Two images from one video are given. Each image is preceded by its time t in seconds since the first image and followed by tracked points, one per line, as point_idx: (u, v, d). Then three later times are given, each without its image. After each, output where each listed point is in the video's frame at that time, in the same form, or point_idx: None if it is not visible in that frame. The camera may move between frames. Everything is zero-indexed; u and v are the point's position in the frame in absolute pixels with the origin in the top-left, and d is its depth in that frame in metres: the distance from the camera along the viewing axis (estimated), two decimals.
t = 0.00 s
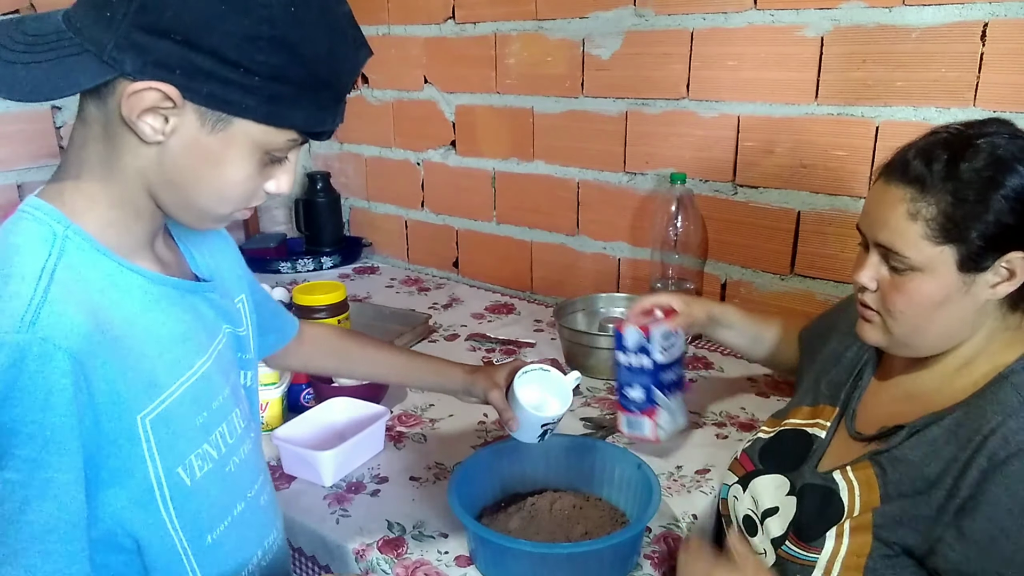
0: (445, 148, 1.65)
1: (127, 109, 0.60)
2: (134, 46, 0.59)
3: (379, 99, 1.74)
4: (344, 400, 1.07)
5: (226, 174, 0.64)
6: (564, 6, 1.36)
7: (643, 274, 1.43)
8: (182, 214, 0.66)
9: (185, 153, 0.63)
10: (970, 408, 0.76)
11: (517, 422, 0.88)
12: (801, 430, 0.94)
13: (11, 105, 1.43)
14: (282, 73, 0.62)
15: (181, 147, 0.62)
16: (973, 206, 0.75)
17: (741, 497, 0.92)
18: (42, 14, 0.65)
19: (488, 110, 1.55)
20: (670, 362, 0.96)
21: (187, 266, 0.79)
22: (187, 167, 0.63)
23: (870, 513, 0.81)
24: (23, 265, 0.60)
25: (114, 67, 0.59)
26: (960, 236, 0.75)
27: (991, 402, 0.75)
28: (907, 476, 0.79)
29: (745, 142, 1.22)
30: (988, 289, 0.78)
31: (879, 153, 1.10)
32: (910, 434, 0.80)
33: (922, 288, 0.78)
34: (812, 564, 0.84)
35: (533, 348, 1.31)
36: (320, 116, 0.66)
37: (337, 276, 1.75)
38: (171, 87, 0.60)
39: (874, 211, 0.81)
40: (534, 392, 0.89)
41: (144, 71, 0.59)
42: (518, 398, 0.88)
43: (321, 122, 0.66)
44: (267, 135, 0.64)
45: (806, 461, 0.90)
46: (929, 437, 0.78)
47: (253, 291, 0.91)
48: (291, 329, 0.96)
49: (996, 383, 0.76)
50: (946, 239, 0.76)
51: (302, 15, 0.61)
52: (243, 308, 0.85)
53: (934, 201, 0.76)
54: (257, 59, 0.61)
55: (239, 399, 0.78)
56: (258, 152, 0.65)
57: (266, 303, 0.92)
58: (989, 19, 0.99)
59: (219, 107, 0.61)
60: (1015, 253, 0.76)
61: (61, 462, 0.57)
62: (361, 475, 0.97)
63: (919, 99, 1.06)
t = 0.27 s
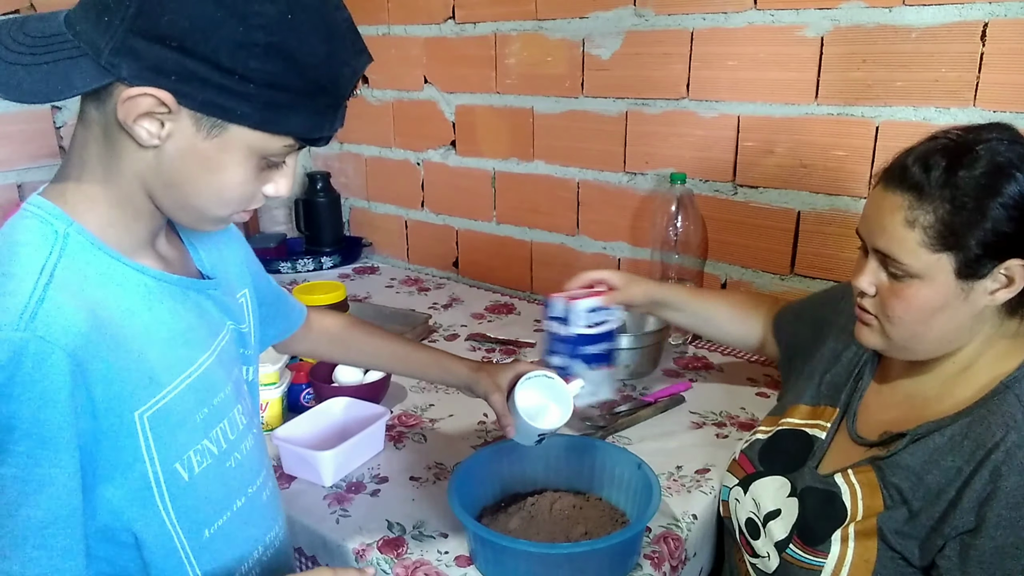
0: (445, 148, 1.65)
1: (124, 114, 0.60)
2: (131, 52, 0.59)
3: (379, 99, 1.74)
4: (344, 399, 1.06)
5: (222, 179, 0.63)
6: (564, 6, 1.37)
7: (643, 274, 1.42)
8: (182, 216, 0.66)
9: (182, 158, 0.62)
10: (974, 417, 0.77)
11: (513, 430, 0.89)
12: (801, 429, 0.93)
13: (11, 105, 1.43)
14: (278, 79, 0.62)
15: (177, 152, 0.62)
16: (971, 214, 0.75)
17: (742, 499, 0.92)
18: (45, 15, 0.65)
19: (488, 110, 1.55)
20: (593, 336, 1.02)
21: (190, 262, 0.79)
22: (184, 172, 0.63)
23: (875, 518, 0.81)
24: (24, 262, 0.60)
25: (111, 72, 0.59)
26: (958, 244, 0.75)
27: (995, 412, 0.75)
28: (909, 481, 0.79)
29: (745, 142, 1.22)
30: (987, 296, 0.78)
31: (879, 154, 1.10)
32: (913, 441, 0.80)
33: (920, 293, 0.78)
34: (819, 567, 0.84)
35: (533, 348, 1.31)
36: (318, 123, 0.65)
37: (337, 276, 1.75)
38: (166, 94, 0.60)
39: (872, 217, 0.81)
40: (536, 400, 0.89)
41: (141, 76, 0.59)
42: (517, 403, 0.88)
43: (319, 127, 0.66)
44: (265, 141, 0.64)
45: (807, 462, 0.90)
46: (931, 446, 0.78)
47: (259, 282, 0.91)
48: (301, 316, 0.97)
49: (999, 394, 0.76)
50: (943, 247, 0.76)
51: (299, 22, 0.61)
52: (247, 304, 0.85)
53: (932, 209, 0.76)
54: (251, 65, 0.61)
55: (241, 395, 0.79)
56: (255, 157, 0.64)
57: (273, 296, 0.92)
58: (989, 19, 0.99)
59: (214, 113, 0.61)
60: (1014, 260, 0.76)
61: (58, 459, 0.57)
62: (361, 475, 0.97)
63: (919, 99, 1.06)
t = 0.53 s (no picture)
0: (445, 148, 1.65)
1: (120, 118, 0.60)
2: (128, 56, 0.58)
3: (379, 99, 1.74)
4: (344, 399, 1.06)
5: (219, 183, 0.63)
6: (564, 6, 1.36)
7: (642, 274, 1.43)
8: (179, 218, 0.66)
9: (178, 161, 0.62)
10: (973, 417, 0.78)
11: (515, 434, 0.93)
12: (794, 427, 0.93)
13: (11, 105, 1.43)
14: (273, 87, 0.62)
15: (174, 156, 0.62)
16: (976, 215, 0.75)
17: (738, 497, 0.92)
18: (46, 15, 0.65)
19: (488, 110, 1.55)
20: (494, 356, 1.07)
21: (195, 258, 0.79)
22: (181, 176, 0.63)
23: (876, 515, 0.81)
24: (21, 260, 0.60)
25: (109, 76, 0.59)
26: (962, 245, 0.76)
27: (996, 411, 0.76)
28: (910, 481, 0.79)
29: (745, 142, 1.22)
30: (987, 295, 0.79)
31: (879, 154, 1.10)
32: (912, 440, 0.80)
33: (921, 294, 0.78)
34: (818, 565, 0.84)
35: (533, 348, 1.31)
36: (314, 130, 0.65)
37: (337, 276, 1.75)
38: (162, 99, 0.59)
39: (875, 216, 0.81)
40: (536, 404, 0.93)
41: (137, 81, 0.59)
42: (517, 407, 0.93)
43: (314, 135, 0.66)
44: (259, 147, 0.64)
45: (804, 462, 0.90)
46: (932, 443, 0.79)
47: (265, 277, 0.91)
48: (308, 309, 0.98)
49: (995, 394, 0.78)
50: (948, 248, 0.76)
51: (297, 31, 0.61)
52: (250, 301, 0.85)
53: (938, 210, 0.76)
54: (248, 73, 0.61)
55: (243, 393, 0.79)
56: (251, 162, 0.64)
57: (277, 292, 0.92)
58: (989, 19, 0.99)
59: (211, 120, 0.61)
60: (1016, 259, 0.76)
61: (51, 457, 0.57)
62: (361, 475, 0.97)
63: (919, 99, 1.06)
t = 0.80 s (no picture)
0: (445, 148, 1.65)
1: (122, 118, 0.60)
2: (130, 57, 0.59)
3: (379, 99, 1.74)
4: (343, 399, 1.06)
5: (219, 184, 0.63)
6: (564, 6, 1.36)
7: (642, 274, 1.42)
8: (179, 219, 0.66)
9: (179, 162, 0.62)
10: (967, 404, 0.77)
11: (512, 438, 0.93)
12: (787, 428, 0.92)
13: (11, 105, 1.43)
14: (275, 90, 0.61)
15: (175, 157, 0.62)
16: (966, 214, 0.75)
17: (735, 498, 0.92)
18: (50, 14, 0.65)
19: (489, 110, 1.55)
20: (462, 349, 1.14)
21: (199, 257, 0.79)
22: (181, 177, 0.63)
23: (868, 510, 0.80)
24: (24, 259, 0.60)
25: (111, 77, 0.59)
26: (954, 243, 0.76)
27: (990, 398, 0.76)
28: (903, 467, 0.79)
29: (745, 142, 1.22)
30: (982, 293, 0.78)
31: (879, 154, 1.10)
32: (907, 429, 0.80)
33: (916, 293, 0.78)
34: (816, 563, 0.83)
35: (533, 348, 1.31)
36: (315, 134, 0.65)
37: (337, 276, 1.75)
38: (165, 100, 0.60)
39: (867, 217, 0.80)
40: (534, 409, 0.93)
41: (139, 82, 0.59)
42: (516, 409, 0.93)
43: (315, 138, 0.65)
44: (261, 149, 0.63)
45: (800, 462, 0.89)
46: (924, 431, 0.79)
47: (267, 275, 0.90)
48: (310, 306, 0.98)
49: (994, 381, 0.77)
50: (941, 247, 0.76)
51: (299, 35, 0.61)
52: (252, 300, 0.84)
53: (930, 209, 0.76)
54: (249, 76, 0.61)
55: (245, 391, 0.78)
56: (253, 164, 0.64)
57: (278, 291, 0.93)
58: (989, 19, 0.99)
59: (212, 121, 0.61)
60: (1009, 255, 0.76)
61: (51, 455, 0.57)
62: (361, 475, 0.97)
63: (919, 99, 1.06)
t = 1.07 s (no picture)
0: (445, 148, 1.65)
1: (125, 119, 0.60)
2: (134, 58, 0.59)
3: (379, 99, 1.74)
4: (343, 399, 1.06)
5: (220, 185, 0.63)
6: (564, 6, 1.36)
7: (642, 274, 1.42)
8: (181, 219, 0.66)
9: (181, 163, 0.62)
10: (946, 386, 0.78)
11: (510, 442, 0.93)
12: (785, 427, 0.93)
13: (11, 105, 1.43)
14: (278, 93, 0.62)
15: (177, 158, 0.62)
16: (948, 208, 0.75)
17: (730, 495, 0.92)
18: (53, 13, 0.65)
19: (488, 110, 1.54)
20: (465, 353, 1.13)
21: (202, 256, 0.79)
22: (183, 178, 0.63)
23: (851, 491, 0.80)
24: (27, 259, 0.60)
25: (115, 77, 0.60)
26: (938, 236, 0.75)
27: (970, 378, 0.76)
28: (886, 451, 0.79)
29: (745, 142, 1.22)
30: (970, 286, 0.78)
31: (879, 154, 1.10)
32: (889, 415, 0.81)
33: (904, 289, 0.78)
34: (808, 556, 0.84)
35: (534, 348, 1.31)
36: (317, 136, 0.65)
37: (337, 276, 1.75)
38: (168, 101, 0.59)
39: (852, 215, 0.81)
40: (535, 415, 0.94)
41: (143, 83, 0.59)
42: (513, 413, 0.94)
43: (318, 140, 0.65)
44: (263, 151, 0.63)
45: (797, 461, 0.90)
46: (902, 414, 0.79)
47: (269, 274, 0.91)
48: (313, 304, 0.98)
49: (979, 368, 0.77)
50: (924, 240, 0.76)
51: (302, 38, 0.61)
52: (253, 299, 0.84)
53: (910, 204, 0.76)
54: (253, 78, 0.61)
55: (246, 390, 0.78)
56: (254, 165, 0.64)
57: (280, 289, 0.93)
58: (989, 19, 0.99)
59: (215, 122, 0.60)
60: (994, 248, 0.76)
61: (53, 452, 0.57)
62: (361, 475, 0.97)
63: (919, 99, 1.06)
